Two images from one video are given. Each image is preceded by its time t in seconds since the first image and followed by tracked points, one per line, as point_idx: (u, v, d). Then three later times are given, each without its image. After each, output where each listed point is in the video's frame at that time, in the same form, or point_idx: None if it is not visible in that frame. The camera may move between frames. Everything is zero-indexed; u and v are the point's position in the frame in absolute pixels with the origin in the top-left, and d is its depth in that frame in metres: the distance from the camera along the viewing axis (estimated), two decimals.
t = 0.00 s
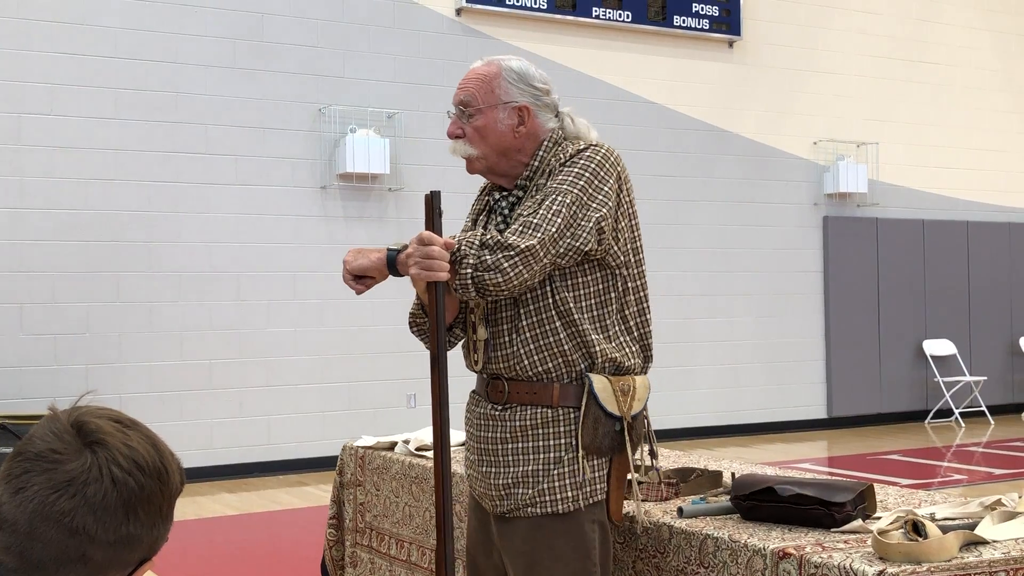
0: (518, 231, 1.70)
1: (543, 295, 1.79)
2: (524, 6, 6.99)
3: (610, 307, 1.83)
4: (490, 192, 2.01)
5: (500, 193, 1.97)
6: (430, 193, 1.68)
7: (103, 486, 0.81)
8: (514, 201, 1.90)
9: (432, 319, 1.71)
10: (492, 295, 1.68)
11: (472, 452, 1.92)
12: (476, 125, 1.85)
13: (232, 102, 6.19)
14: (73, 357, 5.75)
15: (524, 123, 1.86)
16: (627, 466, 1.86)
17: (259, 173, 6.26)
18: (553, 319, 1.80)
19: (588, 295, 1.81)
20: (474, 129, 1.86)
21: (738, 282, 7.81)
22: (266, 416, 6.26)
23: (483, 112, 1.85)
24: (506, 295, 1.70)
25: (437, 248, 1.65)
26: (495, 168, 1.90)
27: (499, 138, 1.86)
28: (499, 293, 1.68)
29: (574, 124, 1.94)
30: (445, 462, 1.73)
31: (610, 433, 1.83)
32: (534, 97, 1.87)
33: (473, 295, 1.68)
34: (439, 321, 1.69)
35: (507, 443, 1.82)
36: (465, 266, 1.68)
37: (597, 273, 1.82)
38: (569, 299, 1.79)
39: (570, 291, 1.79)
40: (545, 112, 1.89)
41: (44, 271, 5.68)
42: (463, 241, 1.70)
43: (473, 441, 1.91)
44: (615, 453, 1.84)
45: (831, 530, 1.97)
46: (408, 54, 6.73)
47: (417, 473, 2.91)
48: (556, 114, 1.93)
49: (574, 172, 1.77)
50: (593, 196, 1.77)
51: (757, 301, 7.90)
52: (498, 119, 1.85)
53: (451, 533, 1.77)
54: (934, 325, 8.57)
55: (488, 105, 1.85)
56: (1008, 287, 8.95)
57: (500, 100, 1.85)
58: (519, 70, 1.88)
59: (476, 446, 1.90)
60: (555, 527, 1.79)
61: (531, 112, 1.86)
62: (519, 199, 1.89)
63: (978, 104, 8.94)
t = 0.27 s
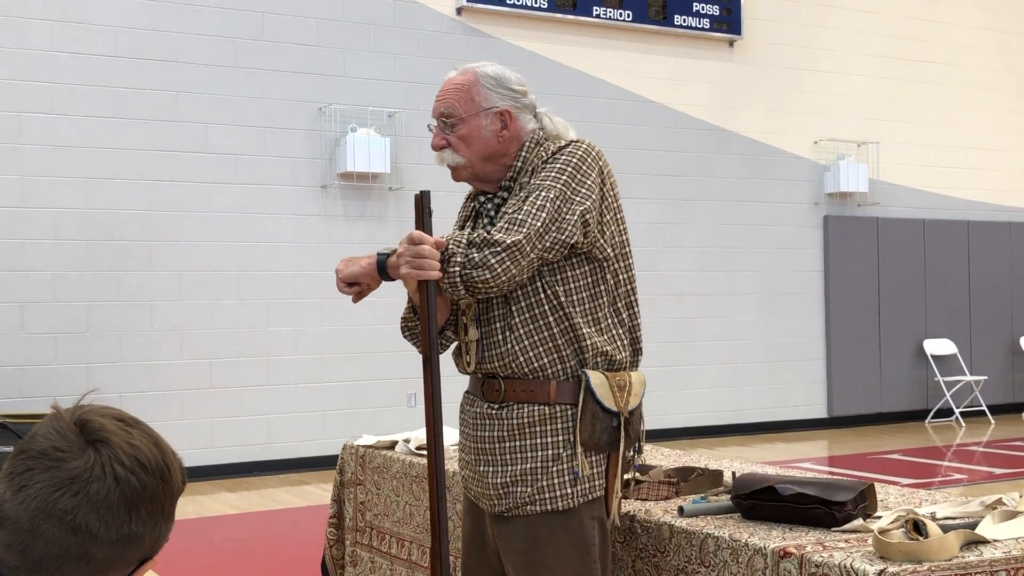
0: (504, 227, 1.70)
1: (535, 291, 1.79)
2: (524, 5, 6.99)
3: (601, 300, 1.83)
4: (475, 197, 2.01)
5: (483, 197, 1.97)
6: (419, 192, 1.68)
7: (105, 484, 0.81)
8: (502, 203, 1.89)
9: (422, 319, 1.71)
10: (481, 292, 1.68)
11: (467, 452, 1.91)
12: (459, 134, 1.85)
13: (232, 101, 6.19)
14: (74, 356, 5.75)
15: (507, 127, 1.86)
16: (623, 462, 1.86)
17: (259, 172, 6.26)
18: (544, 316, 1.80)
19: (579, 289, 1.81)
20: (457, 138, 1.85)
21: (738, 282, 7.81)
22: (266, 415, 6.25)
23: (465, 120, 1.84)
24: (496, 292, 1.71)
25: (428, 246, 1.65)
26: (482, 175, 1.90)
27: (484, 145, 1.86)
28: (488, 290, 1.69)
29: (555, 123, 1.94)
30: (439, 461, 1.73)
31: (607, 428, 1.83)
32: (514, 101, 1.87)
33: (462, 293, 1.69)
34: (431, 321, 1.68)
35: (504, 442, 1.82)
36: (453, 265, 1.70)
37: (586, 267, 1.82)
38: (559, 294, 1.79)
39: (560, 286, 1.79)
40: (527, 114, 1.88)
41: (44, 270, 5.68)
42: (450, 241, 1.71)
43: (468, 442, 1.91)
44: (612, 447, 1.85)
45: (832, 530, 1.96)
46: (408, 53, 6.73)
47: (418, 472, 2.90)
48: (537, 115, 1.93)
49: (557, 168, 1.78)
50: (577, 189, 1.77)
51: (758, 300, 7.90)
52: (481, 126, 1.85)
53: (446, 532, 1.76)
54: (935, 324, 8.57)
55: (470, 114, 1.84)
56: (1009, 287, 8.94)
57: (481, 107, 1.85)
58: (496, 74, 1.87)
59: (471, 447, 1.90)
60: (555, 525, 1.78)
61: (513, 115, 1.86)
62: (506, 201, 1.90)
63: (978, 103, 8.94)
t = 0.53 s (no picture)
0: (490, 227, 1.70)
1: (524, 291, 1.80)
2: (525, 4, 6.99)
3: (591, 299, 1.83)
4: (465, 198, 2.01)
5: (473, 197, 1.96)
6: (401, 192, 1.70)
7: (105, 481, 0.81)
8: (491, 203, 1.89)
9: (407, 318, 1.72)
10: (467, 291, 1.69)
11: (460, 452, 1.92)
12: (444, 136, 1.85)
13: (233, 100, 6.19)
14: (74, 355, 5.75)
15: (491, 126, 1.86)
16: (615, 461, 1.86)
17: (260, 171, 6.26)
18: (533, 314, 1.80)
19: (568, 287, 1.81)
20: (442, 140, 1.85)
21: (739, 281, 7.81)
22: (267, 414, 6.26)
23: (449, 122, 1.84)
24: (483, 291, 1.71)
25: (409, 246, 1.68)
26: (470, 175, 1.90)
27: (469, 146, 1.86)
28: (475, 290, 1.69)
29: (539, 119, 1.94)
30: (427, 461, 1.73)
31: (598, 427, 1.83)
32: (496, 99, 1.87)
33: (449, 292, 1.70)
34: (414, 320, 1.69)
35: (494, 441, 1.82)
36: (438, 264, 1.70)
37: (575, 265, 1.82)
38: (547, 293, 1.79)
39: (548, 285, 1.79)
40: (510, 112, 1.88)
41: (45, 269, 5.69)
42: (436, 240, 1.71)
43: (460, 441, 1.91)
44: (603, 447, 1.85)
45: (833, 529, 1.96)
46: (409, 52, 6.73)
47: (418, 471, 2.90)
48: (521, 112, 1.92)
49: (543, 167, 1.78)
50: (563, 188, 1.77)
51: (758, 299, 7.90)
52: (465, 127, 1.84)
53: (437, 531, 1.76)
54: (936, 323, 8.57)
55: (453, 116, 1.84)
56: (1010, 286, 8.94)
57: (463, 108, 1.84)
58: (477, 74, 1.87)
59: (463, 446, 1.90)
60: (546, 524, 1.79)
61: (496, 114, 1.86)
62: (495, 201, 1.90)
63: (980, 102, 8.93)
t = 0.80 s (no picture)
0: (485, 227, 1.71)
1: (520, 291, 1.80)
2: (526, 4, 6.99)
3: (587, 299, 1.83)
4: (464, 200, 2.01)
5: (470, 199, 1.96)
6: (397, 192, 1.68)
7: (104, 480, 0.81)
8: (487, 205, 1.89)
9: (402, 319, 1.72)
10: (462, 291, 1.69)
11: (456, 452, 1.92)
12: (438, 140, 1.85)
13: (233, 101, 6.19)
14: (75, 355, 5.75)
15: (484, 128, 1.86)
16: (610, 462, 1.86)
17: (261, 171, 6.26)
18: (529, 315, 1.80)
19: (564, 288, 1.80)
20: (436, 144, 1.85)
21: (739, 281, 7.81)
22: (268, 414, 6.26)
23: (442, 126, 1.84)
24: (478, 291, 1.71)
25: (405, 246, 1.67)
26: (466, 179, 1.90)
27: (463, 149, 1.86)
28: (470, 289, 1.69)
29: (535, 119, 1.93)
30: (423, 461, 1.74)
31: (594, 428, 1.83)
32: (489, 101, 1.86)
33: (445, 292, 1.70)
34: (411, 320, 1.68)
35: (491, 441, 1.82)
36: (434, 263, 1.70)
37: (571, 266, 1.82)
38: (543, 293, 1.79)
39: (544, 285, 1.79)
40: (503, 113, 1.88)
41: (45, 269, 5.69)
42: (432, 240, 1.72)
43: (457, 442, 1.91)
44: (599, 448, 1.85)
45: (833, 529, 1.96)
46: (410, 52, 6.73)
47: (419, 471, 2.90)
48: (515, 113, 1.92)
49: (539, 168, 1.78)
50: (559, 188, 1.77)
51: (759, 299, 7.90)
52: (458, 130, 1.85)
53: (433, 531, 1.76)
54: (936, 324, 8.57)
55: (446, 120, 1.84)
56: (1010, 286, 8.94)
57: (456, 111, 1.85)
58: (469, 77, 1.87)
59: (459, 447, 1.90)
60: (542, 525, 1.79)
61: (489, 116, 1.86)
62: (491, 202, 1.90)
63: (980, 102, 8.93)
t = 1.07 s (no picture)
0: (487, 230, 1.71)
1: (521, 293, 1.80)
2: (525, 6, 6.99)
3: (588, 302, 1.83)
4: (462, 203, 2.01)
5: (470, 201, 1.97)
6: (398, 193, 1.69)
7: (102, 482, 0.81)
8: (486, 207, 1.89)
9: (403, 321, 1.72)
10: (465, 294, 1.69)
11: (457, 455, 1.92)
12: (435, 146, 1.85)
13: (233, 102, 6.19)
14: (75, 356, 5.75)
15: (480, 132, 1.85)
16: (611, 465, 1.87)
17: (260, 173, 6.27)
18: (530, 317, 1.80)
19: (566, 290, 1.81)
20: (434, 150, 1.85)
21: (738, 283, 7.81)
22: (267, 415, 6.26)
23: (439, 132, 1.84)
24: (480, 294, 1.71)
25: (406, 248, 1.68)
26: (464, 183, 1.90)
27: (461, 154, 1.86)
28: (472, 293, 1.69)
29: (530, 120, 1.93)
30: (426, 464, 1.73)
31: (596, 431, 1.83)
32: (484, 105, 1.86)
33: (446, 295, 1.70)
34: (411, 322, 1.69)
35: (492, 444, 1.82)
36: (436, 266, 1.70)
37: (573, 268, 1.82)
38: (544, 296, 1.79)
39: (546, 288, 1.79)
40: (499, 116, 1.88)
41: (44, 270, 5.69)
42: (434, 242, 1.71)
43: (458, 444, 1.91)
44: (600, 450, 1.85)
45: (832, 531, 1.96)
46: (410, 54, 6.73)
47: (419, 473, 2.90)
48: (510, 115, 1.92)
49: (540, 170, 1.78)
50: (560, 191, 1.77)
51: (758, 301, 7.90)
52: (455, 136, 1.85)
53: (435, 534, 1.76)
54: (935, 325, 8.57)
55: (442, 126, 1.84)
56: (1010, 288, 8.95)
57: (452, 117, 1.85)
58: (463, 81, 1.87)
59: (461, 449, 1.90)
60: (544, 528, 1.79)
61: (485, 120, 1.85)
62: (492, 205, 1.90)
63: (979, 104, 8.94)
